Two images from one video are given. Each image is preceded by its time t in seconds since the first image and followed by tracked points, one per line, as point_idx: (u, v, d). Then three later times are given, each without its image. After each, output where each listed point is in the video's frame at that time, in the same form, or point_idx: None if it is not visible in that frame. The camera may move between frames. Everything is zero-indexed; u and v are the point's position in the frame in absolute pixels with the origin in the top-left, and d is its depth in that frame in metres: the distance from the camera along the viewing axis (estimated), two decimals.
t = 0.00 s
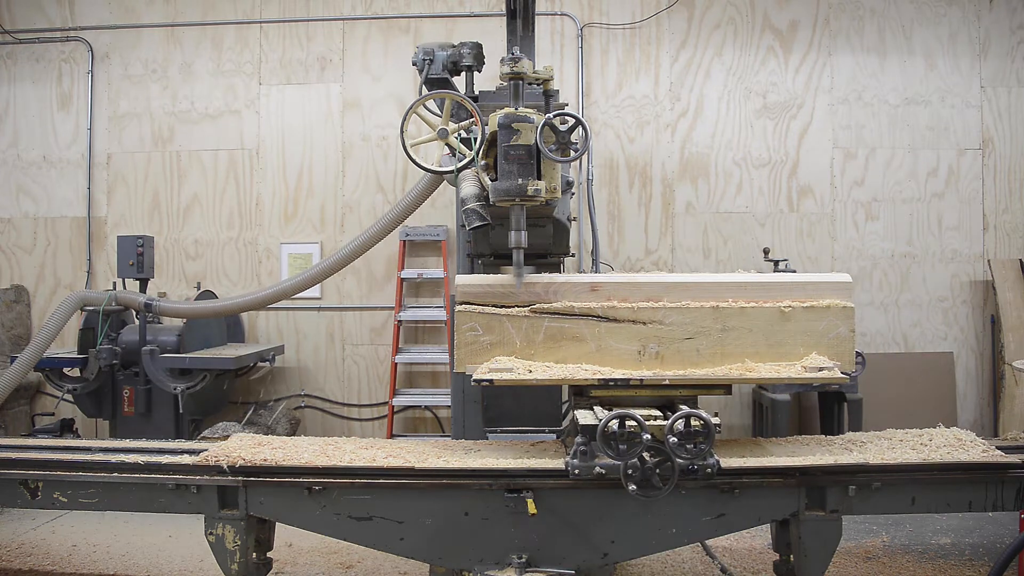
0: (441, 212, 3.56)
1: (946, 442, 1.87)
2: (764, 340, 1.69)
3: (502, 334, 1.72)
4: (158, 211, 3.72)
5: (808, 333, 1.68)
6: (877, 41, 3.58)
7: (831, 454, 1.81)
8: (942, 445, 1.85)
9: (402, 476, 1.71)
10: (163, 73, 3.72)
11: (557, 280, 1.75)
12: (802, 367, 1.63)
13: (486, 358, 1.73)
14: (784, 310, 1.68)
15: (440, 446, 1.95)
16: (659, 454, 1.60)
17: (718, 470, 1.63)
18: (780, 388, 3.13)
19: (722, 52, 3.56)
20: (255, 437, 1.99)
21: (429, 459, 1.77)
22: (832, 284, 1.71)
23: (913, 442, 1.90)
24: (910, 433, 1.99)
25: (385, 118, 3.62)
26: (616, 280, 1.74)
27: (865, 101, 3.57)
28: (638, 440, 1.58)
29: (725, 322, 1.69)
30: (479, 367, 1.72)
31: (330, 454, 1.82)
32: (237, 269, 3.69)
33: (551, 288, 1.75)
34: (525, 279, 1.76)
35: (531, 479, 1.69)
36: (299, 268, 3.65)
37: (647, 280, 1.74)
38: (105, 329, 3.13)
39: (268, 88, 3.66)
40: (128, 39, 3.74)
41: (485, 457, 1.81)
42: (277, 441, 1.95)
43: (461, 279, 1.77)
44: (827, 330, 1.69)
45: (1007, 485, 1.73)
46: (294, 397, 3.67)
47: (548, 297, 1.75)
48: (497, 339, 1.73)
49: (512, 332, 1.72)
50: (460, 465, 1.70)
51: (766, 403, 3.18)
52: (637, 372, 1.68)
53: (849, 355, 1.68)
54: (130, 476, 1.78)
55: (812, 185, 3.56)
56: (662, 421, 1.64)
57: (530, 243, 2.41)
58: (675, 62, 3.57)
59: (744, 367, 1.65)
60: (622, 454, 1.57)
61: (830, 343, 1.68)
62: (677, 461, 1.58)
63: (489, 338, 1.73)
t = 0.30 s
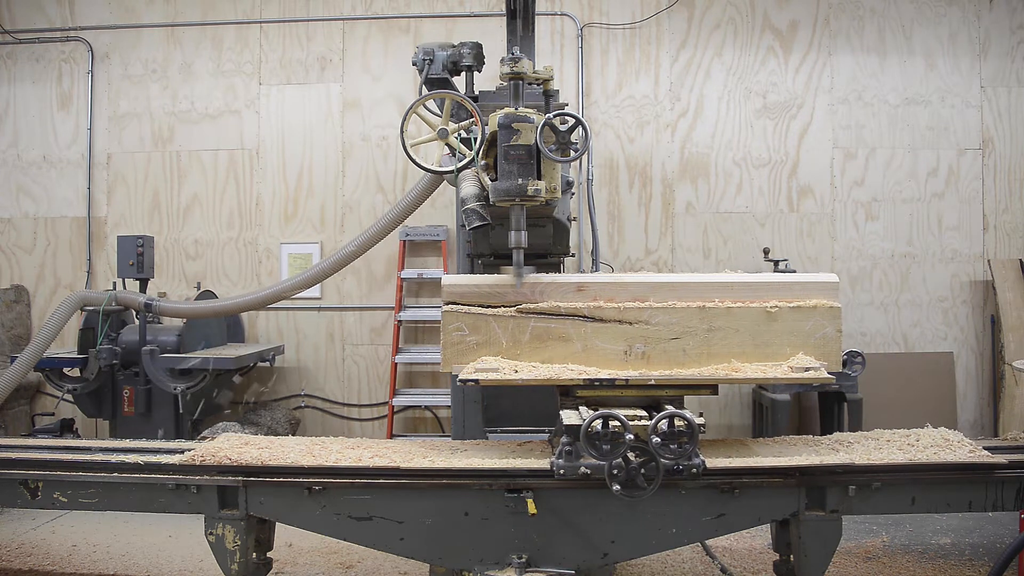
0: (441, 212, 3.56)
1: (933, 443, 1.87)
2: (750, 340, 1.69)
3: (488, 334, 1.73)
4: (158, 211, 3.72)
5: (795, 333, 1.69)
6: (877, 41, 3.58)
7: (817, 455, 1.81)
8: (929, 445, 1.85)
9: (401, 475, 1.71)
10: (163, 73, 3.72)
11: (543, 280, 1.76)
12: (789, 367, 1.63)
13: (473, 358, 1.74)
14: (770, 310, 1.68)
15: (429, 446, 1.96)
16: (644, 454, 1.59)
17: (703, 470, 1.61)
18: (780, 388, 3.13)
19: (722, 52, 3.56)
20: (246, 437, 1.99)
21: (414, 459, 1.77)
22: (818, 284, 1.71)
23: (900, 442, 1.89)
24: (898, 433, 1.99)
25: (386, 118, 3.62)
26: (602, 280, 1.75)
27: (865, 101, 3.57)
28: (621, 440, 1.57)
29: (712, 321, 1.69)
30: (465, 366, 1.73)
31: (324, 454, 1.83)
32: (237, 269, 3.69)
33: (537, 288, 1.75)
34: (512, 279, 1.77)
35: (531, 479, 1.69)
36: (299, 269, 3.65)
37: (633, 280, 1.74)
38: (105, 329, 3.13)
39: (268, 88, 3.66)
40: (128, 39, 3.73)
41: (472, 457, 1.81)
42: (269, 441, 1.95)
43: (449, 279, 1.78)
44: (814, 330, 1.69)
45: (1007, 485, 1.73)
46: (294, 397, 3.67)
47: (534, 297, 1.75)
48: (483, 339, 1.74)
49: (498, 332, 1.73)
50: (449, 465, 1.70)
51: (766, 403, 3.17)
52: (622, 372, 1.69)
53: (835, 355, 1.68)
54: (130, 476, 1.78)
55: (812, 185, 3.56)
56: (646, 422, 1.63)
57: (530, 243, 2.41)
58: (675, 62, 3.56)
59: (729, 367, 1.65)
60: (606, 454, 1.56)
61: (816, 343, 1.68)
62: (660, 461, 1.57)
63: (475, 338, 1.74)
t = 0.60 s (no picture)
0: (441, 212, 3.56)
1: (920, 443, 1.86)
2: (737, 340, 1.69)
3: (474, 334, 1.73)
4: (158, 211, 3.72)
5: (782, 333, 1.69)
6: (877, 41, 3.58)
7: (804, 455, 1.81)
8: (915, 445, 1.85)
9: (401, 475, 1.71)
10: (163, 73, 3.72)
11: (529, 281, 1.75)
12: (775, 367, 1.64)
13: (459, 358, 1.74)
14: (756, 311, 1.68)
15: (417, 446, 1.96)
16: (628, 454, 1.59)
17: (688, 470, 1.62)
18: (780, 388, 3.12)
19: (722, 52, 3.56)
20: (234, 437, 1.99)
21: (399, 459, 1.78)
22: (804, 283, 1.71)
23: (887, 443, 1.89)
24: (886, 433, 1.99)
25: (386, 118, 3.62)
26: (589, 280, 1.74)
27: (865, 101, 3.57)
28: (604, 440, 1.58)
29: (698, 321, 1.69)
30: (451, 367, 1.73)
31: (317, 454, 1.83)
32: (237, 269, 3.69)
33: (523, 288, 1.75)
34: (498, 280, 1.77)
35: (531, 479, 1.69)
36: (299, 269, 3.65)
37: (620, 280, 1.74)
38: (105, 329, 3.13)
39: (269, 88, 3.66)
40: (128, 39, 3.73)
41: (460, 457, 1.82)
42: (262, 441, 1.96)
43: (435, 279, 1.78)
44: (801, 330, 1.70)
45: (1007, 485, 1.74)
46: (295, 397, 3.67)
47: (520, 297, 1.75)
48: (470, 339, 1.74)
49: (484, 332, 1.73)
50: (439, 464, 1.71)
51: (766, 403, 3.16)
52: (608, 371, 1.69)
53: (822, 355, 1.68)
54: (130, 476, 1.78)
55: (812, 185, 3.56)
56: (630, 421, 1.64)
57: (530, 243, 2.41)
58: (675, 62, 3.56)
59: (716, 367, 1.66)
60: (589, 454, 1.57)
61: (803, 343, 1.68)
62: (645, 461, 1.58)
63: (461, 338, 1.74)
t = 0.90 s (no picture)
0: (441, 212, 3.56)
1: (907, 443, 1.86)
2: (723, 340, 1.69)
3: (461, 334, 1.73)
4: (158, 211, 3.72)
5: (768, 333, 1.69)
6: (877, 41, 3.58)
7: (790, 455, 1.81)
8: (903, 445, 1.85)
9: (401, 475, 1.71)
10: (163, 73, 3.72)
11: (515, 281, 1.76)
12: (761, 368, 1.64)
13: (445, 357, 1.74)
14: (742, 311, 1.68)
15: (405, 446, 1.96)
16: (612, 454, 1.60)
17: (674, 470, 1.63)
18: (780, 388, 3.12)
19: (722, 52, 3.56)
20: (223, 437, 1.99)
21: (386, 459, 1.78)
22: (791, 283, 1.71)
23: (874, 443, 1.89)
24: (873, 433, 1.99)
25: (386, 118, 3.62)
26: (575, 280, 1.75)
27: (865, 101, 3.57)
28: (588, 440, 1.59)
29: (685, 321, 1.69)
30: (438, 366, 1.73)
31: (308, 454, 1.83)
32: (237, 269, 3.69)
33: (510, 288, 1.75)
34: (484, 280, 1.77)
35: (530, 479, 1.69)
36: (299, 269, 3.65)
37: (606, 279, 1.74)
38: (105, 329, 3.13)
39: (268, 88, 3.66)
40: (128, 39, 3.73)
41: (448, 457, 1.82)
42: (255, 441, 1.96)
43: (421, 279, 1.78)
44: (787, 330, 1.70)
45: (1007, 485, 1.74)
46: (294, 397, 3.67)
47: (506, 297, 1.75)
48: (456, 339, 1.74)
49: (470, 331, 1.73)
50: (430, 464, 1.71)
51: (766, 403, 3.15)
52: (594, 372, 1.69)
53: (808, 356, 1.68)
54: (130, 476, 1.78)
55: (812, 185, 3.56)
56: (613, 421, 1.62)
57: (530, 243, 2.41)
58: (675, 62, 3.56)
59: (702, 367, 1.66)
60: (573, 454, 1.58)
61: (790, 343, 1.69)
62: (629, 461, 1.59)
63: (448, 338, 1.74)
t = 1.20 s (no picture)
0: (441, 212, 3.56)
1: (894, 444, 1.85)
2: (709, 340, 1.69)
3: (447, 334, 1.73)
4: (158, 210, 3.72)
5: (754, 333, 1.69)
6: (877, 41, 3.58)
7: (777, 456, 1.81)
8: (890, 446, 1.84)
9: (400, 475, 1.71)
10: (163, 73, 3.72)
11: (501, 281, 1.76)
12: (747, 368, 1.64)
13: (432, 357, 1.74)
14: (729, 311, 1.69)
15: (393, 446, 1.96)
16: (597, 454, 1.60)
17: (659, 471, 1.63)
18: (780, 388, 3.12)
19: (722, 52, 3.56)
20: (219, 437, 1.99)
21: (373, 459, 1.78)
22: (777, 283, 1.71)
23: (861, 444, 1.88)
24: (860, 434, 1.99)
25: (386, 118, 3.62)
26: (562, 280, 1.75)
27: (864, 101, 3.57)
28: (571, 440, 1.59)
29: (672, 321, 1.69)
30: (424, 366, 1.73)
31: (298, 454, 1.83)
32: (237, 270, 3.69)
33: (496, 288, 1.75)
34: (470, 280, 1.77)
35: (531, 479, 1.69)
36: (299, 269, 3.65)
37: (593, 280, 1.74)
38: (105, 329, 3.13)
39: (269, 88, 3.66)
40: (128, 39, 3.74)
41: (437, 456, 1.82)
42: (247, 441, 1.95)
43: (408, 278, 1.77)
44: (774, 330, 1.70)
45: (1007, 485, 1.74)
46: (294, 397, 3.67)
47: (492, 297, 1.75)
48: (443, 339, 1.74)
49: (456, 331, 1.73)
50: (421, 464, 1.71)
51: (766, 403, 3.15)
52: (580, 372, 1.69)
53: (795, 356, 1.69)
54: (130, 476, 1.78)
55: (812, 185, 3.56)
56: (598, 421, 1.65)
57: (530, 243, 2.40)
58: (675, 62, 3.56)
59: (688, 367, 1.66)
60: (557, 454, 1.58)
61: (776, 343, 1.69)
62: (614, 461, 1.58)
63: (435, 338, 1.74)
